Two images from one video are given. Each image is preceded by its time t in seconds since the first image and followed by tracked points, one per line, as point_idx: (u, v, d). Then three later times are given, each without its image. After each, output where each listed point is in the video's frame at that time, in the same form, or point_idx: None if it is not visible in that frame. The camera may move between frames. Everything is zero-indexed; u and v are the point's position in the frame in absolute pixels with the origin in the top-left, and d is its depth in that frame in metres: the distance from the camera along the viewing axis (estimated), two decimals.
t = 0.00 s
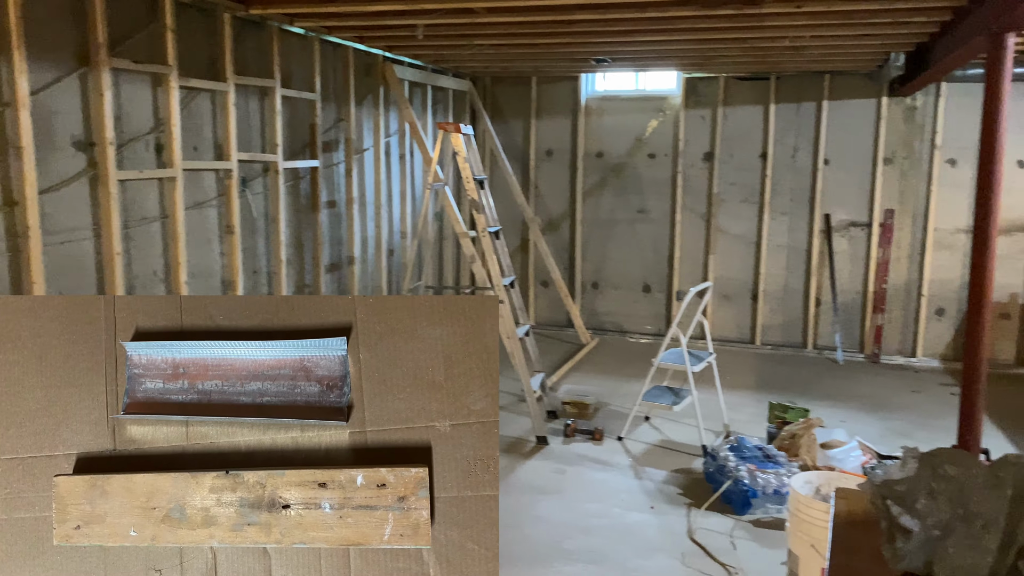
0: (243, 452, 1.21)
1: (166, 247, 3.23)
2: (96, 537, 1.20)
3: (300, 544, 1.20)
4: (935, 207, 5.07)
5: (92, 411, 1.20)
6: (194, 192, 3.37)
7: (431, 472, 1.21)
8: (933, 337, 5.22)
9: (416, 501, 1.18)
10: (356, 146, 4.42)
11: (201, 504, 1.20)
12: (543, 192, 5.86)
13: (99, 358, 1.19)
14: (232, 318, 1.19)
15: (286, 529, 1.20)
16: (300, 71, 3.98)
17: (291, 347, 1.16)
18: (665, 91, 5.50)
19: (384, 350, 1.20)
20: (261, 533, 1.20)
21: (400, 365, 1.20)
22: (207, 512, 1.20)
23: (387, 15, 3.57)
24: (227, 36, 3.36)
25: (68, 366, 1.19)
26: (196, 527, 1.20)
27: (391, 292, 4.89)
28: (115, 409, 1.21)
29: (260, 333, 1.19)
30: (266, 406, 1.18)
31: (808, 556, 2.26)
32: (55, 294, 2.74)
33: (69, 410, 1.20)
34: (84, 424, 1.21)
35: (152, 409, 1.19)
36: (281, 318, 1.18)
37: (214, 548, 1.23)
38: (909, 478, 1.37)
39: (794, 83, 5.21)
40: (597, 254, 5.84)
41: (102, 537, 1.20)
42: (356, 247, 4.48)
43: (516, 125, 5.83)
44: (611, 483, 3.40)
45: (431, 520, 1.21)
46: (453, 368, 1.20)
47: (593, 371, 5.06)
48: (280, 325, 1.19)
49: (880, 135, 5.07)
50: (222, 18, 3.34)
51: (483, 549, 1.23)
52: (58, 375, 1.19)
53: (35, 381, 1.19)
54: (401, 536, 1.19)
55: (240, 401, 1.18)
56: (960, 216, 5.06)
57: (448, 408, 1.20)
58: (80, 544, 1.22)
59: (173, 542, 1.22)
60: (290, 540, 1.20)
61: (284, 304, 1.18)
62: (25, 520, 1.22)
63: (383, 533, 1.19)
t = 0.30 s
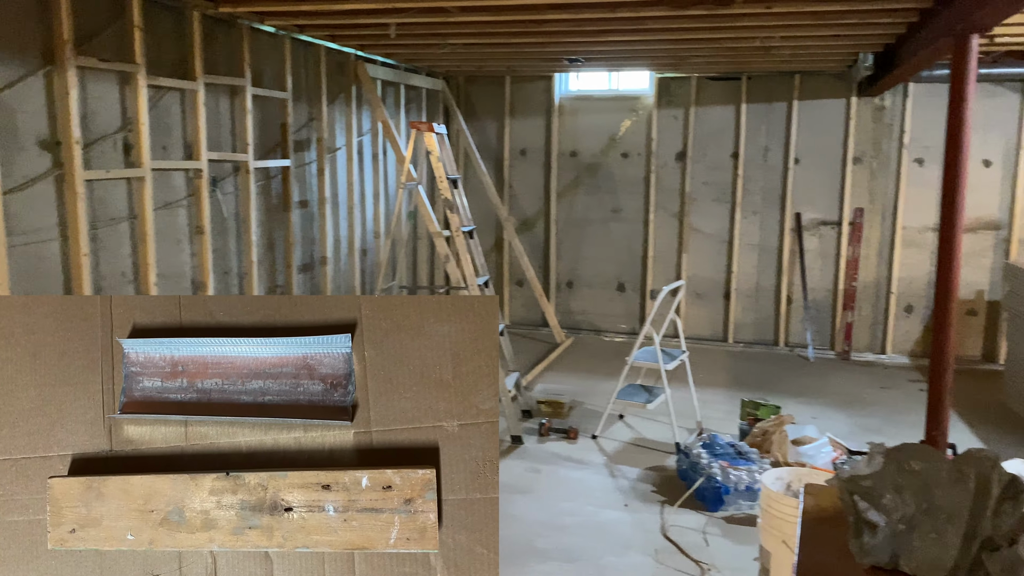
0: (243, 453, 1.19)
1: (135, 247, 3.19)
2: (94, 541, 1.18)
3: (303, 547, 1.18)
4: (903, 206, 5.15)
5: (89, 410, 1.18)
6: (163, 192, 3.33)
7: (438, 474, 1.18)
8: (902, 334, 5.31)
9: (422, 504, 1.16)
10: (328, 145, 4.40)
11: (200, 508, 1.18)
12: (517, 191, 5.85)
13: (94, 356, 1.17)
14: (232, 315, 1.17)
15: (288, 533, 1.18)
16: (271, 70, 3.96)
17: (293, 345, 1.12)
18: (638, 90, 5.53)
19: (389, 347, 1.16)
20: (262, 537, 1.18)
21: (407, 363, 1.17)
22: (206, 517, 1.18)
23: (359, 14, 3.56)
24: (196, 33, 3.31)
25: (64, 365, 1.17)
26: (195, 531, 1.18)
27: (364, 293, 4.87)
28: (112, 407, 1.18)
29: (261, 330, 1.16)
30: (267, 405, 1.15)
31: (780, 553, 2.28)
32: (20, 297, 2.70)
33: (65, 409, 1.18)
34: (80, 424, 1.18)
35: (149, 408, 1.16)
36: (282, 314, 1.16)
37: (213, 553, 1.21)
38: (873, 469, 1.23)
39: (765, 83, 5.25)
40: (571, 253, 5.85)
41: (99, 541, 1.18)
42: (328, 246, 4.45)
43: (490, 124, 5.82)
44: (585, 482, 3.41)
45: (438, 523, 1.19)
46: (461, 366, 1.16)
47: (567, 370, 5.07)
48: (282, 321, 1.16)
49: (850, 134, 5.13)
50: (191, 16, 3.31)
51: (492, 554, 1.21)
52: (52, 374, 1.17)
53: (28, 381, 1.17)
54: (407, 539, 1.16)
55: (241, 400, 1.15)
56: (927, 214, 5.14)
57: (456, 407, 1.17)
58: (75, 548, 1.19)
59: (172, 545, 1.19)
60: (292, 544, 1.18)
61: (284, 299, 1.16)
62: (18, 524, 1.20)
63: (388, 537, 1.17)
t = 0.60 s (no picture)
0: (244, 454, 1.18)
1: (103, 248, 3.15)
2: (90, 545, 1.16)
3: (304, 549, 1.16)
4: (873, 205, 5.22)
5: (85, 410, 1.17)
6: (132, 192, 3.30)
7: (447, 475, 1.17)
8: (872, 332, 5.38)
9: (430, 507, 1.14)
10: (301, 145, 4.37)
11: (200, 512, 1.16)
12: (492, 191, 5.85)
13: (90, 353, 1.16)
14: (233, 311, 1.17)
15: (291, 537, 1.16)
16: (243, 69, 3.92)
17: (296, 341, 1.12)
18: (612, 91, 5.55)
19: (395, 344, 1.15)
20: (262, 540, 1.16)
21: (413, 360, 1.15)
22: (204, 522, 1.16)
23: (330, 14, 3.54)
24: (165, 30, 3.27)
25: (60, 364, 1.16)
26: (194, 535, 1.16)
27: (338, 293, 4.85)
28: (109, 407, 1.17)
29: (262, 327, 1.16)
30: (269, 404, 1.14)
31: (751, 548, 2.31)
32: None
33: (60, 409, 1.17)
34: (75, 424, 1.17)
35: (147, 408, 1.15)
36: (284, 310, 1.16)
37: (214, 557, 1.20)
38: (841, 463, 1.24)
39: (736, 84, 5.30)
40: (546, 252, 5.86)
41: (95, 545, 1.16)
42: (302, 247, 4.42)
43: (464, 124, 5.81)
44: (560, 480, 3.42)
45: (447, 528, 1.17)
46: (470, 364, 1.15)
47: (543, 369, 5.08)
48: (285, 318, 1.16)
49: (821, 135, 5.19)
50: (161, 14, 3.27)
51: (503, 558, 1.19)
52: (47, 374, 1.16)
53: (22, 379, 1.16)
54: (413, 544, 1.14)
55: (243, 399, 1.14)
56: (897, 213, 5.21)
57: (465, 407, 1.16)
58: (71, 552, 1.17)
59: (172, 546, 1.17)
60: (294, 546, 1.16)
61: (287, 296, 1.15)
62: (10, 527, 1.19)
63: (395, 541, 1.15)
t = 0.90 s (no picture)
0: (245, 456, 1.10)
1: (72, 250, 3.11)
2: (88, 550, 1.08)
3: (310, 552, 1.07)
4: (844, 206, 5.28)
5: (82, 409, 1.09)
6: (101, 193, 3.26)
7: (455, 477, 1.08)
8: (844, 331, 5.44)
9: (438, 510, 1.05)
10: (274, 145, 4.34)
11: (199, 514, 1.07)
12: (467, 192, 5.85)
13: (86, 350, 1.09)
14: (233, 307, 1.09)
15: (294, 541, 1.07)
16: (215, 70, 3.89)
17: (298, 338, 1.04)
18: (587, 92, 5.57)
19: (402, 342, 1.07)
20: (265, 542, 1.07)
21: (421, 359, 1.07)
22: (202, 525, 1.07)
23: (302, 14, 3.52)
24: (136, 29, 3.23)
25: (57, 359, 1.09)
26: (193, 538, 1.08)
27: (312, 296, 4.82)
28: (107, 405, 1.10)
29: (264, 324, 1.08)
30: (272, 403, 1.06)
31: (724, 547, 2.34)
32: None
33: (53, 408, 1.09)
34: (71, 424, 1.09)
35: (144, 407, 1.08)
36: (286, 305, 1.08)
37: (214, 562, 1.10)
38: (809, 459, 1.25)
39: (709, 86, 5.34)
40: (522, 253, 5.86)
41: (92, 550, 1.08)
42: (275, 248, 4.39)
43: (440, 124, 5.80)
44: (536, 481, 3.43)
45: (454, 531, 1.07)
46: (479, 361, 1.07)
47: (519, 370, 5.08)
48: (287, 314, 1.08)
49: (793, 136, 5.25)
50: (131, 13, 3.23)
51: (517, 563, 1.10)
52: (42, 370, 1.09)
53: (14, 377, 1.08)
54: (420, 548, 1.05)
55: (244, 397, 1.06)
56: (867, 214, 5.29)
57: (474, 406, 1.07)
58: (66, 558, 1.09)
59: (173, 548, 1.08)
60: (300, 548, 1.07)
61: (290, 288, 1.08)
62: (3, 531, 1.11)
63: (401, 545, 1.06)
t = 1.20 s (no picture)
0: (246, 456, 1.10)
1: (42, 252, 3.07)
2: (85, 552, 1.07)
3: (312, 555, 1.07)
4: (817, 208, 5.34)
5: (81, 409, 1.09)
6: (72, 195, 3.22)
7: (461, 478, 1.08)
8: (817, 332, 5.50)
9: (444, 512, 1.05)
10: (248, 147, 4.30)
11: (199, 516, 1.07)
12: (444, 193, 5.84)
13: (82, 349, 1.09)
14: (235, 304, 1.09)
15: (297, 544, 1.07)
16: (188, 70, 3.86)
17: (302, 335, 1.03)
18: (563, 94, 5.58)
19: (407, 340, 1.07)
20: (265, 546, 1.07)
21: (428, 357, 1.07)
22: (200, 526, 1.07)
23: (276, 14, 3.51)
24: (107, 29, 3.20)
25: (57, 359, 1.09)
26: (192, 541, 1.07)
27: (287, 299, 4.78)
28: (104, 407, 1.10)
29: (265, 321, 1.08)
30: (273, 403, 1.06)
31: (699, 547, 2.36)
32: None
33: (52, 408, 1.09)
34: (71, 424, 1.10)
35: (142, 406, 1.08)
36: (289, 300, 1.08)
37: (213, 565, 1.10)
38: (777, 462, 1.27)
39: (684, 89, 5.38)
40: (498, 255, 5.86)
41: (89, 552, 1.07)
42: (249, 250, 4.35)
43: (416, 126, 5.78)
44: (512, 483, 3.43)
45: (463, 534, 1.08)
46: (486, 360, 1.06)
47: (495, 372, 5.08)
48: (291, 310, 1.08)
49: (766, 139, 5.30)
50: (101, 13, 3.20)
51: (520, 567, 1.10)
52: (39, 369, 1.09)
53: (10, 375, 1.08)
54: (426, 552, 1.05)
55: (244, 397, 1.06)
56: (839, 216, 5.35)
57: (481, 405, 1.07)
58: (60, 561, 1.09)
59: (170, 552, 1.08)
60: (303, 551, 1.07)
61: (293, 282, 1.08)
62: None
63: (407, 549, 1.05)
